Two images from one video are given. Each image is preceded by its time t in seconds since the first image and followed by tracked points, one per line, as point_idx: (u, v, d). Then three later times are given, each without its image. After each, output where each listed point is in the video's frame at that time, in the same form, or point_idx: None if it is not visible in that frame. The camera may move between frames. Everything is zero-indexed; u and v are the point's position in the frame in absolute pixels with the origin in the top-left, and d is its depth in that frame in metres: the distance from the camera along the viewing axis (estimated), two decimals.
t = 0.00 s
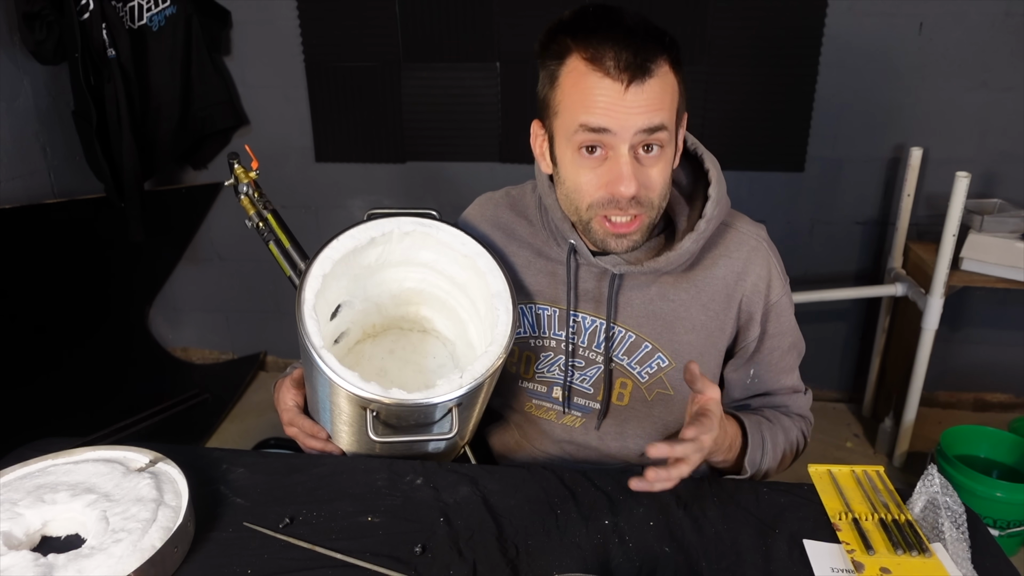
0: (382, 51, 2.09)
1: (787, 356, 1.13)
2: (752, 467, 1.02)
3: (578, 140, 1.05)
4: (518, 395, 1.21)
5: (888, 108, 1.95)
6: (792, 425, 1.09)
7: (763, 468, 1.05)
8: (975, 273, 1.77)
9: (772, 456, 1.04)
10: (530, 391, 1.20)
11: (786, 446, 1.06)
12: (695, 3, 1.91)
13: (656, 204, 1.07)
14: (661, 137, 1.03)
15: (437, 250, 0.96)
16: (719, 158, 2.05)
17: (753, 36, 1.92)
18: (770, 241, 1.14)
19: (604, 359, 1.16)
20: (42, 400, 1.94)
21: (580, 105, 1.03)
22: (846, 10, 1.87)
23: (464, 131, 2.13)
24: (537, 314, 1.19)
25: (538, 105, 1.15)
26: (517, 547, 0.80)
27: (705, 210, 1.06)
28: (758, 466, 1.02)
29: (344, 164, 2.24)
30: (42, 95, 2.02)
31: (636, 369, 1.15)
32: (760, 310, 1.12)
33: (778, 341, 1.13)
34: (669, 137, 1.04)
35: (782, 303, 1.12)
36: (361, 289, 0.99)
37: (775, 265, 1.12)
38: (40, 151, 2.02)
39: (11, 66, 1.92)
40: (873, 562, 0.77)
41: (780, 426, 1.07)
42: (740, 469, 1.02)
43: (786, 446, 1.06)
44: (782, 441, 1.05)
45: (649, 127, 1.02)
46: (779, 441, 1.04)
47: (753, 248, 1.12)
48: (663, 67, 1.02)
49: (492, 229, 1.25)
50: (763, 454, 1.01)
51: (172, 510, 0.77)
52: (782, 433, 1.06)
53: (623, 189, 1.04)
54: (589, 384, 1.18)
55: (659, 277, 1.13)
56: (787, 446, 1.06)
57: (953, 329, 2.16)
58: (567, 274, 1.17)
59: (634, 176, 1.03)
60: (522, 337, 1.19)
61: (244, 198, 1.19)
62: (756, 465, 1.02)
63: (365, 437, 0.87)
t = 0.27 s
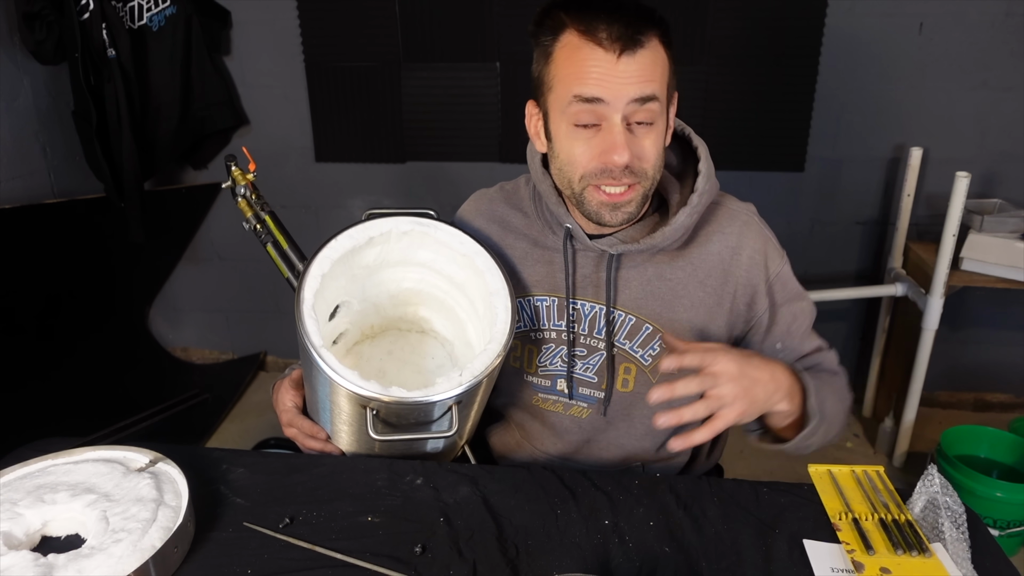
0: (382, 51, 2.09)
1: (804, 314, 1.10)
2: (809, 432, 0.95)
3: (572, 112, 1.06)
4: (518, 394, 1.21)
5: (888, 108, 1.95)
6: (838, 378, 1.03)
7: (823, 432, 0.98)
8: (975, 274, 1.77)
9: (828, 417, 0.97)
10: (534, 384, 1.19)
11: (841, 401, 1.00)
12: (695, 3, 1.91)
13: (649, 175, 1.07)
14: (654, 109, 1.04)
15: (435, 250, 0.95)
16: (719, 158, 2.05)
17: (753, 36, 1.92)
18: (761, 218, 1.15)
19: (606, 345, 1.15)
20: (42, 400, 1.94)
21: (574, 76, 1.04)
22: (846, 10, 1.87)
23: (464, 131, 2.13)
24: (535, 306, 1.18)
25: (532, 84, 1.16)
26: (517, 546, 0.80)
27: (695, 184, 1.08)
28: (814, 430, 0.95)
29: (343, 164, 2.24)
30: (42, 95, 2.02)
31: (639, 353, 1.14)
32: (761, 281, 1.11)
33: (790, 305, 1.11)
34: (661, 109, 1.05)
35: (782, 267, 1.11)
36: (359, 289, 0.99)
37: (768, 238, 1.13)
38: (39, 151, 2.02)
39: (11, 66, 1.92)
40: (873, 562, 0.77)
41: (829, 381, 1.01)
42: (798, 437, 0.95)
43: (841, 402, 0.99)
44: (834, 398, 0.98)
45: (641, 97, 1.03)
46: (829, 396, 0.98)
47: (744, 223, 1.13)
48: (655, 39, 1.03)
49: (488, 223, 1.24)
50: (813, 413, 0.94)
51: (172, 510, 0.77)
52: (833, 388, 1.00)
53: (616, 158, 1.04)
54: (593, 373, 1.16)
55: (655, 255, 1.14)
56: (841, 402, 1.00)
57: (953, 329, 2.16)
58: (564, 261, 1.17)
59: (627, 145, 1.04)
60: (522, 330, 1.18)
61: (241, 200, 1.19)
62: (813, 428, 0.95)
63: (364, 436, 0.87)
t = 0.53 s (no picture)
0: (382, 51, 2.09)
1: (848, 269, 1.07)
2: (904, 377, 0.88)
3: (554, 117, 1.06)
4: (518, 394, 1.21)
5: (889, 108, 1.95)
6: (921, 311, 0.95)
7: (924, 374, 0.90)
8: (976, 273, 1.77)
9: (919, 355, 0.89)
10: (537, 381, 1.19)
11: (931, 334, 0.92)
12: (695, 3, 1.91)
13: (634, 172, 1.07)
14: (636, 107, 1.04)
15: (436, 250, 0.95)
16: (719, 158, 2.05)
17: (753, 36, 1.92)
18: (761, 200, 1.14)
19: (605, 339, 1.15)
20: (41, 400, 1.94)
21: (553, 82, 1.04)
22: (846, 10, 1.87)
23: (464, 131, 2.13)
24: (535, 304, 1.18)
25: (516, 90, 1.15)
26: (517, 547, 0.80)
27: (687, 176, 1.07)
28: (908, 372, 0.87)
29: (343, 164, 2.24)
30: (42, 95, 2.02)
31: (640, 345, 1.13)
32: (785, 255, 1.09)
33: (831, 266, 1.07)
34: (642, 108, 1.05)
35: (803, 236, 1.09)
36: (359, 290, 0.99)
37: (776, 216, 1.11)
38: (39, 151, 2.02)
39: (11, 66, 1.92)
40: (873, 562, 0.77)
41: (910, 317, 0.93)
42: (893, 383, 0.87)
43: (930, 336, 0.92)
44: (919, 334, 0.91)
45: (620, 98, 1.02)
46: (914, 333, 0.90)
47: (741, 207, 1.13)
48: (633, 39, 1.03)
49: (486, 221, 1.24)
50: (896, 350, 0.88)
51: (172, 510, 0.77)
52: (918, 323, 0.92)
53: (599, 160, 1.04)
54: (595, 367, 1.15)
55: (652, 251, 1.14)
56: (930, 336, 0.92)
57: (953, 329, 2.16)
58: (561, 259, 1.17)
59: (609, 146, 1.04)
60: (523, 329, 1.18)
61: (239, 203, 1.18)
62: (907, 370, 0.88)
63: (365, 435, 0.87)
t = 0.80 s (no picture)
0: (382, 51, 2.08)
1: (837, 274, 0.97)
2: (850, 421, 0.73)
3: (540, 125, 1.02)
4: (518, 394, 1.21)
5: (889, 108, 1.95)
6: (904, 331, 0.80)
7: (881, 416, 0.74)
8: (976, 274, 1.77)
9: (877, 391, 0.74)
10: (534, 381, 1.19)
11: (907, 361, 0.77)
12: (695, 3, 1.91)
13: (606, 202, 1.04)
14: (621, 140, 0.98)
15: (434, 249, 0.96)
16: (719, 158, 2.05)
17: (754, 36, 1.92)
18: (759, 201, 1.12)
19: (602, 339, 1.16)
20: (41, 400, 1.94)
21: (545, 92, 0.99)
22: (846, 10, 1.87)
23: (464, 131, 2.13)
24: (534, 304, 1.19)
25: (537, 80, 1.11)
26: (517, 547, 0.80)
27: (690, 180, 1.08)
28: (854, 416, 0.72)
29: (343, 164, 2.24)
30: (42, 95, 2.02)
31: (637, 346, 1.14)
32: (771, 257, 1.06)
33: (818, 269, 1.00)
34: (627, 142, 0.98)
35: (790, 237, 1.05)
36: (358, 291, 0.99)
37: (770, 217, 1.09)
38: (39, 151, 2.02)
39: (11, 66, 1.92)
40: (873, 562, 0.77)
41: (884, 337, 0.80)
42: (831, 431, 0.72)
43: (900, 364, 0.76)
44: (879, 364, 0.76)
45: (603, 128, 0.96)
46: (872, 363, 0.76)
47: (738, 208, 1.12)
48: (639, 67, 0.96)
49: (487, 221, 1.24)
50: (830, 391, 0.72)
51: (171, 510, 0.77)
52: (885, 348, 0.78)
53: (566, 181, 1.00)
54: (592, 367, 1.17)
55: (652, 253, 1.13)
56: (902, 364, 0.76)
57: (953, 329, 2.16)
58: (560, 260, 1.17)
59: (579, 171, 1.00)
60: (520, 328, 1.19)
61: (238, 207, 1.19)
62: (855, 412, 0.73)
63: (365, 435, 0.87)
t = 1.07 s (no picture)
0: (382, 51, 2.09)
1: (809, 290, 0.94)
2: (746, 449, 0.74)
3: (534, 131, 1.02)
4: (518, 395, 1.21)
5: (889, 108, 1.95)
6: (836, 362, 0.80)
7: (785, 450, 0.75)
8: (976, 274, 1.77)
9: (778, 422, 0.75)
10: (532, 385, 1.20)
11: (828, 392, 0.77)
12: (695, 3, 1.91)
13: (582, 222, 1.05)
14: (598, 169, 0.98)
15: (435, 249, 0.95)
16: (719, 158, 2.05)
17: (754, 36, 1.92)
18: (761, 213, 1.11)
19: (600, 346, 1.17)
20: (41, 400, 1.94)
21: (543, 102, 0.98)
22: (846, 10, 1.87)
23: (464, 131, 2.13)
24: (534, 307, 1.19)
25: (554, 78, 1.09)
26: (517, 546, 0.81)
27: (702, 197, 1.06)
28: (748, 445, 0.74)
29: (343, 164, 2.24)
30: (42, 95, 2.02)
31: (634, 354, 1.16)
32: (757, 268, 1.06)
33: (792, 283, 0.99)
34: (604, 171, 0.98)
35: (781, 249, 1.05)
36: (359, 289, 0.99)
37: (766, 230, 1.08)
38: (39, 151, 2.02)
39: (11, 66, 1.92)
40: (873, 562, 0.78)
41: (814, 365, 0.80)
42: (725, 458, 0.75)
43: (812, 395, 0.76)
44: (788, 393, 0.77)
45: (580, 154, 0.96)
46: (780, 392, 0.77)
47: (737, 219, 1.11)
48: (632, 101, 0.93)
49: (490, 224, 1.25)
50: (718, 416, 0.75)
51: (172, 510, 0.77)
52: (806, 377, 0.78)
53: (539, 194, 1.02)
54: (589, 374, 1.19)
55: (655, 265, 1.13)
56: (815, 395, 0.76)
57: (953, 329, 2.16)
58: (562, 265, 1.18)
59: (553, 189, 1.00)
60: (520, 331, 1.20)
61: (243, 202, 1.19)
62: (750, 439, 0.75)
63: (364, 436, 0.87)
